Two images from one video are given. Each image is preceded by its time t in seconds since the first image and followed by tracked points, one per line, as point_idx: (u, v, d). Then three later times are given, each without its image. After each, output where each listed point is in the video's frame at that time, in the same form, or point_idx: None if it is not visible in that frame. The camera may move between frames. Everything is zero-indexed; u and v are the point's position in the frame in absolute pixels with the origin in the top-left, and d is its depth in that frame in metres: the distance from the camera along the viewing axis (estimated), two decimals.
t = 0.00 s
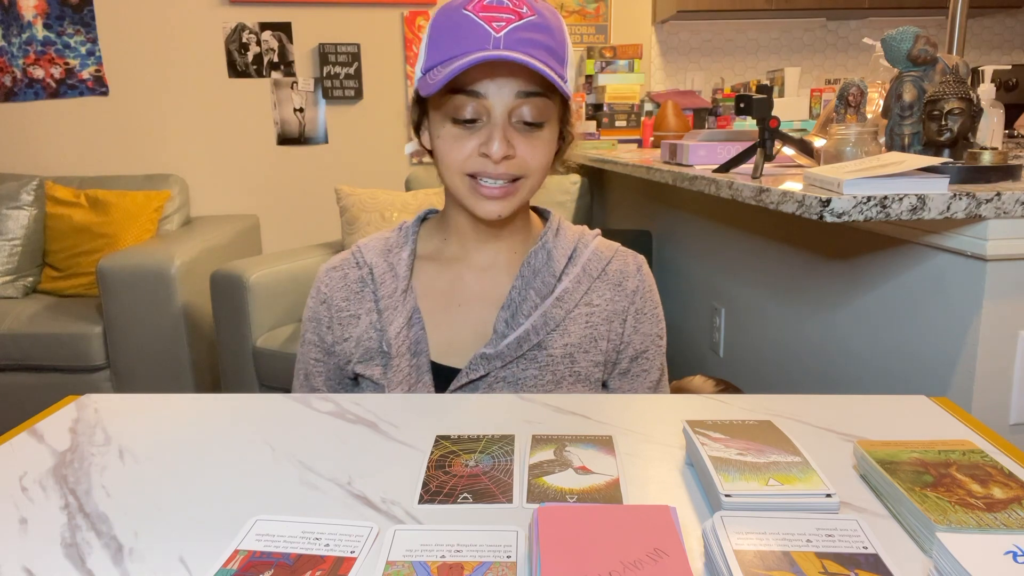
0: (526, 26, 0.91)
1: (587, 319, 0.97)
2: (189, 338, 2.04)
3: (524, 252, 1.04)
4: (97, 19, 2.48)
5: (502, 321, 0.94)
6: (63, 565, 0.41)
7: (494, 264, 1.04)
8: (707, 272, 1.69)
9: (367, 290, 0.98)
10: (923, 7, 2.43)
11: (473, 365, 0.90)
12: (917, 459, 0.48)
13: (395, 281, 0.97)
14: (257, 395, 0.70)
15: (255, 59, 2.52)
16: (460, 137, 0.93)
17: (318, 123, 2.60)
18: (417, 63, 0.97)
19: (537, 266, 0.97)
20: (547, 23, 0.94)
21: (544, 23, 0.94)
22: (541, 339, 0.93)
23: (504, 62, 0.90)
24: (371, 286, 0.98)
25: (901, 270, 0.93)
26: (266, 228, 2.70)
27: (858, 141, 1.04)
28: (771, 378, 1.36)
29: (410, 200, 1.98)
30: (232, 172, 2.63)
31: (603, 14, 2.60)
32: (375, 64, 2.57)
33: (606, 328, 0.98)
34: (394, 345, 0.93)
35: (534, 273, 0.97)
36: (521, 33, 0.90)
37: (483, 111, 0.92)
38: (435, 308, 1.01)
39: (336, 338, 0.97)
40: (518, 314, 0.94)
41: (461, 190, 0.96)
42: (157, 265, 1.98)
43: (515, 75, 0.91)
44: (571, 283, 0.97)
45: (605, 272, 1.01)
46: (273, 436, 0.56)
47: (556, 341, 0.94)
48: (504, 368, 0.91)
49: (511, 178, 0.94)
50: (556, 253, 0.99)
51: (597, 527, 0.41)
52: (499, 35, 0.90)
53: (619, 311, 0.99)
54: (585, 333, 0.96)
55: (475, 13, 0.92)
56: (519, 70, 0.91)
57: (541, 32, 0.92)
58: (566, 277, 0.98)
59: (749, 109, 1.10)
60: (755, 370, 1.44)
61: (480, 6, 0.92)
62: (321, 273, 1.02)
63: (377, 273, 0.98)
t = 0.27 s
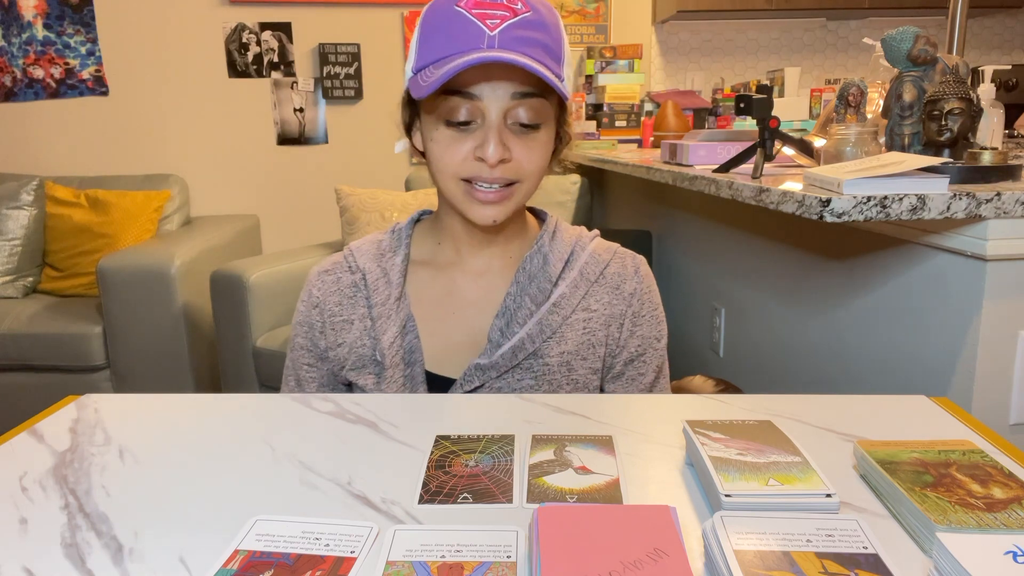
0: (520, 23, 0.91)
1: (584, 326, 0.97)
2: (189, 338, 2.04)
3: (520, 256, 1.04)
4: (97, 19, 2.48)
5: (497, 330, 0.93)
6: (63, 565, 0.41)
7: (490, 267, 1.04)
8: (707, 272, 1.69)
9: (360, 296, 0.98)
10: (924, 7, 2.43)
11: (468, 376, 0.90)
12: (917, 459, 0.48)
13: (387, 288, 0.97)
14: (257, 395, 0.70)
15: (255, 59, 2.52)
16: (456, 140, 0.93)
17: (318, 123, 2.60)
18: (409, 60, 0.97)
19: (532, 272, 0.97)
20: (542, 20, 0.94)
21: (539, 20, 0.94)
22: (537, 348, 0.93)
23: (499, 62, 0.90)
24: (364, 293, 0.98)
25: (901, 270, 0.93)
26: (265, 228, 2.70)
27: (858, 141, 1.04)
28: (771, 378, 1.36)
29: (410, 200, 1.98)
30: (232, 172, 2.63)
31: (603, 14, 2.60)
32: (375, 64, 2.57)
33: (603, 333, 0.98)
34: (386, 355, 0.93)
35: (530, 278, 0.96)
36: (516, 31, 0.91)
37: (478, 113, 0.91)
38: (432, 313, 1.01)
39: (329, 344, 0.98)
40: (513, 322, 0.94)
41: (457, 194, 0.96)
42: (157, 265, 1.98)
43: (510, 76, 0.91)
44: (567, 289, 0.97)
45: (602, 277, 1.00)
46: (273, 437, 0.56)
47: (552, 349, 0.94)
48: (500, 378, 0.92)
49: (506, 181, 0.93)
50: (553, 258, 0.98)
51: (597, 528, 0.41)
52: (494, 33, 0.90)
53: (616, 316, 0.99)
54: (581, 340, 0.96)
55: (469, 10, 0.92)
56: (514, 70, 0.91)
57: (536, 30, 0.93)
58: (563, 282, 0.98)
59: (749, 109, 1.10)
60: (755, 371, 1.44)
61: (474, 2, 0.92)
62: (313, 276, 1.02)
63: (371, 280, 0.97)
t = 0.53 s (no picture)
0: (513, 20, 0.92)
1: (581, 330, 0.97)
2: (189, 338, 2.04)
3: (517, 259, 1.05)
4: (97, 19, 2.48)
5: (494, 338, 0.93)
6: (63, 565, 0.41)
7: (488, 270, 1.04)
8: (707, 272, 1.69)
9: (354, 299, 0.97)
10: (924, 7, 2.43)
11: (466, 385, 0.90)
12: (917, 459, 0.48)
13: (382, 293, 0.97)
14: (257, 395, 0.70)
15: (255, 59, 2.52)
16: (446, 138, 0.93)
17: (318, 123, 2.60)
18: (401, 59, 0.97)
19: (529, 277, 0.97)
20: (536, 17, 0.94)
21: (533, 16, 0.94)
22: (534, 355, 0.94)
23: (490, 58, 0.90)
24: (359, 296, 0.97)
25: (901, 270, 0.93)
26: (265, 228, 2.70)
27: (858, 141, 1.04)
28: (771, 379, 1.36)
29: (410, 200, 1.98)
30: (232, 172, 2.63)
31: (603, 14, 2.60)
32: (375, 64, 2.57)
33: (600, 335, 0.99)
34: (382, 363, 0.94)
35: (526, 283, 0.96)
36: (509, 27, 0.91)
37: (469, 111, 0.91)
38: (430, 315, 1.01)
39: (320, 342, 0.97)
40: (509, 329, 0.93)
41: (447, 194, 0.95)
42: (157, 265, 1.98)
43: (502, 74, 0.91)
44: (564, 293, 0.97)
45: (599, 279, 1.00)
46: (272, 437, 0.56)
47: (550, 355, 0.95)
48: (498, 386, 0.92)
49: (496, 181, 0.93)
50: (549, 262, 0.98)
51: (597, 528, 0.41)
52: (486, 29, 0.90)
53: (613, 318, 1.00)
54: (579, 345, 0.97)
55: (461, 6, 0.92)
56: (506, 68, 0.91)
57: (530, 26, 0.93)
58: (560, 286, 0.98)
59: (749, 109, 1.10)
60: (755, 371, 1.44)
61: None
62: (305, 272, 1.01)
63: (366, 284, 0.97)
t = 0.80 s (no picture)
0: (502, 22, 0.91)
1: (577, 331, 0.97)
2: (189, 338, 2.04)
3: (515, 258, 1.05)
4: (97, 19, 2.48)
5: (489, 344, 0.93)
6: (63, 565, 0.41)
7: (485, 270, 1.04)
8: (707, 272, 1.69)
9: (350, 300, 0.98)
10: (924, 7, 2.43)
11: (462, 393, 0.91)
12: (917, 459, 0.48)
13: (378, 297, 0.97)
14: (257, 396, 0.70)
15: (255, 59, 2.52)
16: (441, 146, 0.93)
17: (318, 123, 2.60)
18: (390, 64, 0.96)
19: (524, 280, 0.97)
20: (525, 16, 0.93)
21: (523, 16, 0.93)
22: (530, 360, 0.94)
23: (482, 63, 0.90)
24: (355, 299, 0.98)
25: (900, 270, 0.94)
26: (266, 228, 2.70)
27: (858, 141, 1.04)
28: (771, 378, 1.36)
29: (410, 200, 1.98)
30: (232, 172, 2.63)
31: (603, 14, 2.60)
32: (375, 64, 2.57)
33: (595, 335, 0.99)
34: (378, 368, 0.95)
35: (521, 287, 0.96)
36: (499, 30, 0.90)
37: (462, 118, 0.91)
38: (428, 319, 1.02)
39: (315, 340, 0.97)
40: (504, 335, 0.94)
41: (443, 202, 0.96)
42: (157, 265, 1.98)
43: (494, 78, 0.90)
44: (559, 295, 0.97)
45: (595, 278, 1.00)
46: (272, 437, 0.56)
47: (546, 359, 0.95)
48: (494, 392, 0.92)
49: (494, 188, 0.94)
50: (544, 265, 0.98)
51: (598, 528, 0.41)
52: (476, 33, 0.90)
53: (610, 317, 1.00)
54: (575, 347, 0.97)
55: (449, 10, 0.91)
56: (498, 72, 0.90)
57: (520, 26, 0.92)
58: (555, 288, 0.97)
59: (749, 109, 1.10)
60: (755, 371, 1.44)
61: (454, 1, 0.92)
62: (303, 269, 1.01)
63: (362, 287, 0.97)
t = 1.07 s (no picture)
0: (506, 23, 0.91)
1: (572, 331, 0.97)
2: (189, 338, 2.04)
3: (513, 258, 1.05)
4: (97, 19, 2.48)
5: (484, 343, 0.93)
6: (63, 565, 0.41)
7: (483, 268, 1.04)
8: (707, 273, 1.69)
9: (349, 300, 0.97)
10: (924, 7, 2.43)
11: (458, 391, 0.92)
12: (917, 459, 0.48)
13: (376, 297, 0.97)
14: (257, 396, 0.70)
15: (255, 59, 2.52)
16: (444, 146, 0.93)
17: (318, 123, 2.60)
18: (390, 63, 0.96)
19: (519, 280, 0.97)
20: (527, 19, 0.94)
21: (525, 18, 0.94)
22: (525, 359, 0.94)
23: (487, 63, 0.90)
24: (353, 300, 0.97)
25: (900, 270, 0.94)
26: (266, 228, 2.70)
27: (858, 141, 1.04)
28: (771, 378, 1.37)
29: (410, 200, 1.98)
30: (232, 172, 2.63)
31: (603, 14, 2.60)
32: (375, 64, 2.57)
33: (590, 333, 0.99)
34: (376, 368, 0.95)
35: (517, 287, 0.96)
36: (502, 30, 0.91)
37: (466, 119, 0.91)
38: (425, 319, 1.02)
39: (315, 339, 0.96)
40: (500, 334, 0.94)
41: (446, 202, 0.96)
42: (157, 265, 1.98)
43: (498, 79, 0.90)
44: (555, 293, 0.97)
45: (591, 278, 1.00)
46: (273, 436, 0.56)
47: (540, 359, 0.95)
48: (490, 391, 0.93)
49: (497, 189, 0.93)
50: (540, 264, 0.98)
51: (598, 528, 0.41)
52: (481, 33, 0.90)
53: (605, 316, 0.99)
54: (570, 347, 0.97)
55: (452, 10, 0.92)
56: (502, 73, 0.91)
57: (522, 29, 0.93)
58: (550, 287, 0.97)
59: (749, 109, 1.10)
60: (755, 370, 1.44)
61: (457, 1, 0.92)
62: (303, 269, 1.01)
63: (360, 288, 0.98)
